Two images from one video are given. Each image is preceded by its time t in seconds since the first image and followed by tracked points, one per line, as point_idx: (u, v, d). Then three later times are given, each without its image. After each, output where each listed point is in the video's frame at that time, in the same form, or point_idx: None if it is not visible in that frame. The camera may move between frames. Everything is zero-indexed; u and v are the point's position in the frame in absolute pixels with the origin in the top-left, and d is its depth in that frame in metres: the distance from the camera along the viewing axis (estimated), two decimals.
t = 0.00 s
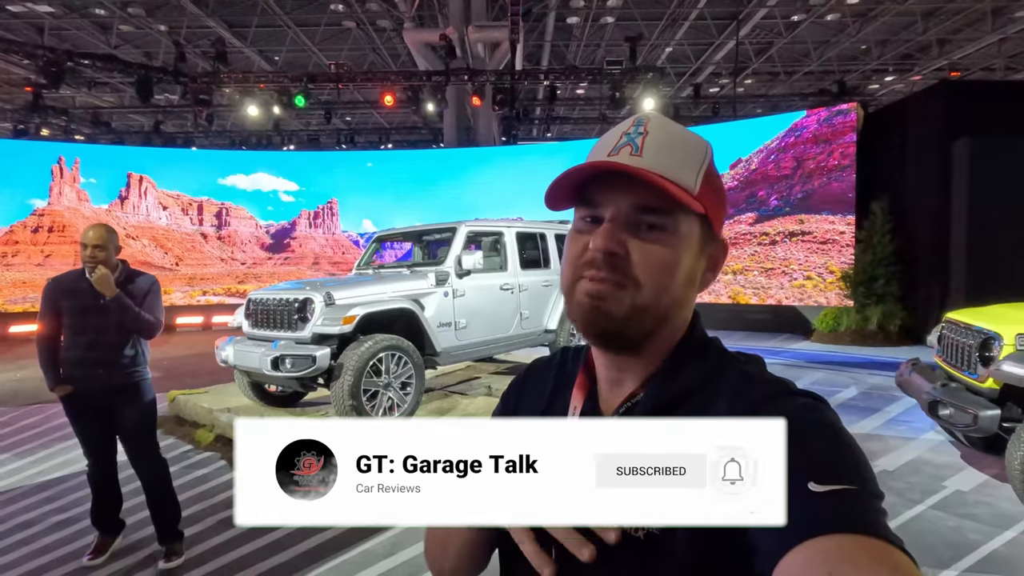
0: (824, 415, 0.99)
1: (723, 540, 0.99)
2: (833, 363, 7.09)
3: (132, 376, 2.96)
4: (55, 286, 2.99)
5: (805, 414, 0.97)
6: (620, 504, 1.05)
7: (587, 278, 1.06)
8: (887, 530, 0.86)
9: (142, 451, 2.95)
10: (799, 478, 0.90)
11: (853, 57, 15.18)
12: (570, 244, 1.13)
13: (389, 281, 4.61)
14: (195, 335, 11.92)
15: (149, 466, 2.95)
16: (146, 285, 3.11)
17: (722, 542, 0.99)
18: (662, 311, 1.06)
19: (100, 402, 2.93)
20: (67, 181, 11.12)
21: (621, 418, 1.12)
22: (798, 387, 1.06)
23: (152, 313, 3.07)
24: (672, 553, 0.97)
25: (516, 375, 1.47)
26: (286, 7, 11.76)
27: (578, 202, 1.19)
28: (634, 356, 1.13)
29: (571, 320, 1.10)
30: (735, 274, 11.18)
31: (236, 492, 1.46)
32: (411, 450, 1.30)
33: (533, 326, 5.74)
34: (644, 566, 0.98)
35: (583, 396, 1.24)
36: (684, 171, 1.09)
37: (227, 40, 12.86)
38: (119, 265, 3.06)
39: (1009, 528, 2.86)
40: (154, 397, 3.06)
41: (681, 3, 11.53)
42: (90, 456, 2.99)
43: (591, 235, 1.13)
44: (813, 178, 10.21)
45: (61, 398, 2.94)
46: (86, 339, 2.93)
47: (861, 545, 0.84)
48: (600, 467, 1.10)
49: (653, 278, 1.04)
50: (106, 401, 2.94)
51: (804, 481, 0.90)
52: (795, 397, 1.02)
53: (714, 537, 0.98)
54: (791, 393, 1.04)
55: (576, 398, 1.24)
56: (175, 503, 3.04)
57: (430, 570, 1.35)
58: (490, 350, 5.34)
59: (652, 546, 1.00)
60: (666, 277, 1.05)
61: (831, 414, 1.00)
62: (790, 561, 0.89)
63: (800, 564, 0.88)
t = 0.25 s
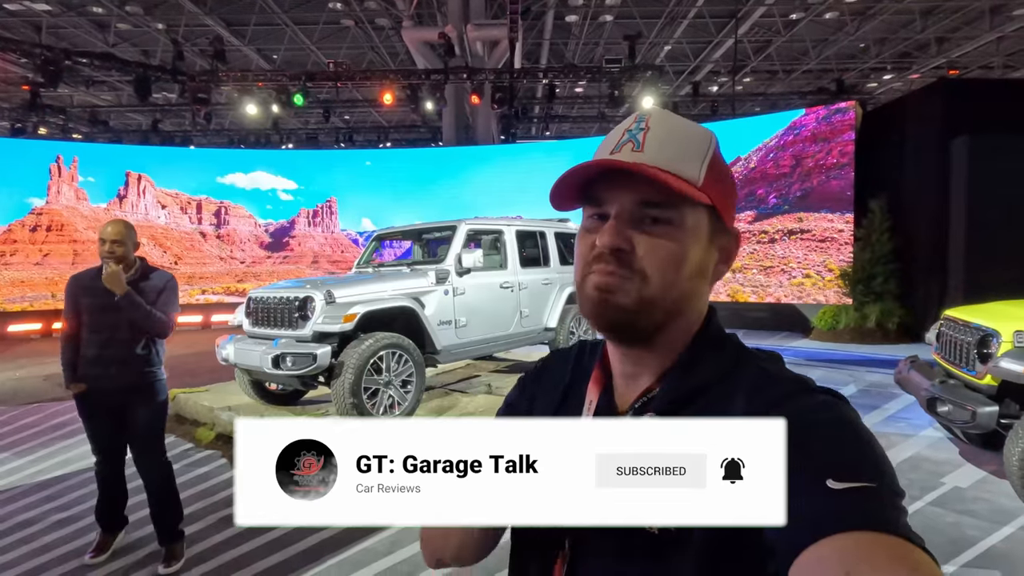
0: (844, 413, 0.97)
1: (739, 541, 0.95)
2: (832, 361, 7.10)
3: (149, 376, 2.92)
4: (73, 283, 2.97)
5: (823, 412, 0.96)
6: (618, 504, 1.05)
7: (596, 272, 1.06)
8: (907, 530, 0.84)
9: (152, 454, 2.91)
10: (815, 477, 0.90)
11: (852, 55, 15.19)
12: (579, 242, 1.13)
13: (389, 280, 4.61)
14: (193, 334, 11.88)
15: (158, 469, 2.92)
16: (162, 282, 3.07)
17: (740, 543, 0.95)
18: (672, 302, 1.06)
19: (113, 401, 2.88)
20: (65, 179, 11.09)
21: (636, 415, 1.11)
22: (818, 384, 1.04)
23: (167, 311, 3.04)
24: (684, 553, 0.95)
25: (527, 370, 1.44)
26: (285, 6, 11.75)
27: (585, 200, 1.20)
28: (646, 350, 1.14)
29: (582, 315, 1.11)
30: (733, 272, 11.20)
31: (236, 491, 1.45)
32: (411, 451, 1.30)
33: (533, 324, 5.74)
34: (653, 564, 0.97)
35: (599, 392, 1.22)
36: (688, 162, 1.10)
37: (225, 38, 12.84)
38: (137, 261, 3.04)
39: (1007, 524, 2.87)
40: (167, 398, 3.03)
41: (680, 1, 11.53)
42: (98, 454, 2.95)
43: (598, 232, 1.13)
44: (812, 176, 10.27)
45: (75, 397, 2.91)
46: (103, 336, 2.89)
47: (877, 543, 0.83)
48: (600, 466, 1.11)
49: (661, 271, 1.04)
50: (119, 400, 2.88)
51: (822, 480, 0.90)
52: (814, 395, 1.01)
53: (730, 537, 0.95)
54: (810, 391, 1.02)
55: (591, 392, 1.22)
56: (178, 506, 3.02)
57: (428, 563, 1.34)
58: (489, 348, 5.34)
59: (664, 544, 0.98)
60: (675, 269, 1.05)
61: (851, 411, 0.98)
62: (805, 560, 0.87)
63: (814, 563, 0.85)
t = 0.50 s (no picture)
0: (854, 410, 0.96)
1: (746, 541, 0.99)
2: (830, 360, 7.12)
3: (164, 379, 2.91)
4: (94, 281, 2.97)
5: (830, 412, 0.95)
6: (621, 505, 1.08)
7: (588, 268, 1.05)
8: (914, 525, 0.85)
9: (164, 456, 2.92)
10: (823, 474, 0.90)
11: (850, 55, 15.22)
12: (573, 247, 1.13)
13: (389, 280, 4.62)
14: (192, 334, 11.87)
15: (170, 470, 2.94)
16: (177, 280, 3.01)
17: (749, 544, 0.98)
18: (670, 293, 1.03)
19: (127, 402, 2.88)
20: (64, 179, 11.06)
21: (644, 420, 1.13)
22: (826, 382, 1.04)
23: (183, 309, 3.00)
24: (693, 557, 0.98)
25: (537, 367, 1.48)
26: (283, 5, 11.74)
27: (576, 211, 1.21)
28: (658, 354, 1.08)
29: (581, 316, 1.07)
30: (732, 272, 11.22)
31: (236, 491, 1.43)
32: (411, 450, 1.28)
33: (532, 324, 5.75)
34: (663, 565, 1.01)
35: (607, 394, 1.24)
36: (666, 158, 1.11)
37: (223, 38, 12.83)
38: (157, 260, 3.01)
39: (1004, 522, 2.89)
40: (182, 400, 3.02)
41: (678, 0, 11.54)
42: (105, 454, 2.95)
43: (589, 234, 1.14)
44: (810, 176, 10.33)
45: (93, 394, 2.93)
46: (118, 334, 2.88)
47: (883, 537, 0.84)
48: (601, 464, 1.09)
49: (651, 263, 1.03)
50: (132, 402, 2.89)
51: (831, 476, 0.90)
52: (824, 393, 1.00)
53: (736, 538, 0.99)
54: (819, 389, 1.02)
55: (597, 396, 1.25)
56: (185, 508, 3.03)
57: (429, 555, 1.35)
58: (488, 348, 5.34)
59: (677, 544, 1.02)
60: (667, 257, 1.03)
61: (861, 409, 0.97)
62: (814, 558, 0.88)
63: (822, 562, 0.87)
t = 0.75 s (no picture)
0: (856, 435, 0.96)
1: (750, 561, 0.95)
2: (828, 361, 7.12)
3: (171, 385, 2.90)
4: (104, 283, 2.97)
5: (832, 434, 0.96)
6: (620, 505, 1.08)
7: (605, 287, 1.07)
8: (921, 558, 0.81)
9: (167, 460, 2.92)
10: (828, 500, 0.88)
11: (848, 54, 15.23)
12: (587, 259, 1.14)
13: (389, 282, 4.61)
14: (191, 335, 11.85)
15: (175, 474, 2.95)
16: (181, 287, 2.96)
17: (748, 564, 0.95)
18: (683, 315, 1.06)
19: (131, 406, 2.88)
20: (60, 181, 11.06)
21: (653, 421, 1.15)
22: (830, 406, 1.05)
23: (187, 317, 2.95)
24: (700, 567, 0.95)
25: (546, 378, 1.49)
26: (281, 6, 11.72)
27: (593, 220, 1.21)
28: (659, 369, 1.16)
29: (594, 330, 1.10)
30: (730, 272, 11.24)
31: (236, 493, 1.35)
32: (411, 451, 1.25)
33: (531, 325, 5.75)
34: None
35: (608, 406, 1.28)
36: (690, 178, 1.10)
37: (221, 38, 12.81)
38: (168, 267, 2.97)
39: (1002, 524, 2.89)
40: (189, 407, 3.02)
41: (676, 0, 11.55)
42: (103, 460, 2.90)
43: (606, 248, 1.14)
44: (808, 176, 10.33)
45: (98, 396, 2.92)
46: (124, 338, 2.89)
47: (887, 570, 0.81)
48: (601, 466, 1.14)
49: (669, 281, 1.05)
50: (136, 406, 2.89)
51: (833, 502, 0.88)
52: (824, 415, 1.01)
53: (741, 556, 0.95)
54: (820, 412, 1.03)
55: (601, 408, 1.28)
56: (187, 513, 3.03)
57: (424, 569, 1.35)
58: (487, 350, 5.34)
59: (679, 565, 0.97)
60: (684, 280, 1.05)
61: (864, 435, 0.97)
62: None
63: None
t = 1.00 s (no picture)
0: (854, 446, 0.94)
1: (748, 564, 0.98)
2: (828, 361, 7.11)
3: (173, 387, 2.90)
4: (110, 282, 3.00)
5: (828, 445, 0.94)
6: (621, 511, 1.08)
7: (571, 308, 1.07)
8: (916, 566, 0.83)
9: (165, 463, 2.91)
10: (825, 509, 0.88)
11: (847, 54, 15.24)
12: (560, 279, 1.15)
13: (388, 282, 4.60)
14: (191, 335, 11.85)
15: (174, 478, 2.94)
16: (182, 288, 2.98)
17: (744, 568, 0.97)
18: (653, 328, 1.05)
19: (130, 409, 2.87)
20: (59, 181, 11.05)
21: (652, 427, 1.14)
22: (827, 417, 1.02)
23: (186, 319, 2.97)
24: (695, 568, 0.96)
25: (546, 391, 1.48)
26: (280, 5, 11.71)
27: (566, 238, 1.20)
28: (649, 381, 1.15)
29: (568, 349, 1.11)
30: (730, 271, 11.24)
31: (235, 497, 1.43)
32: (411, 458, 1.31)
33: (530, 325, 5.74)
34: None
35: (606, 414, 1.26)
36: (652, 189, 1.07)
37: (220, 38, 12.80)
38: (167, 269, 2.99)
39: (1002, 524, 2.89)
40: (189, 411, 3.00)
41: None
42: (104, 462, 2.89)
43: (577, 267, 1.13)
44: (807, 176, 10.34)
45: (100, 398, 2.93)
46: (124, 341, 2.90)
47: None
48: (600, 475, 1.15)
49: (636, 296, 1.04)
50: (135, 410, 2.87)
51: (829, 514, 0.88)
52: (822, 425, 0.98)
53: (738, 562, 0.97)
54: (818, 421, 0.99)
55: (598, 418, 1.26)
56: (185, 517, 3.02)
57: None
58: (486, 350, 5.35)
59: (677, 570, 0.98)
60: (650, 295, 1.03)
61: (863, 446, 0.95)
62: None
63: None
